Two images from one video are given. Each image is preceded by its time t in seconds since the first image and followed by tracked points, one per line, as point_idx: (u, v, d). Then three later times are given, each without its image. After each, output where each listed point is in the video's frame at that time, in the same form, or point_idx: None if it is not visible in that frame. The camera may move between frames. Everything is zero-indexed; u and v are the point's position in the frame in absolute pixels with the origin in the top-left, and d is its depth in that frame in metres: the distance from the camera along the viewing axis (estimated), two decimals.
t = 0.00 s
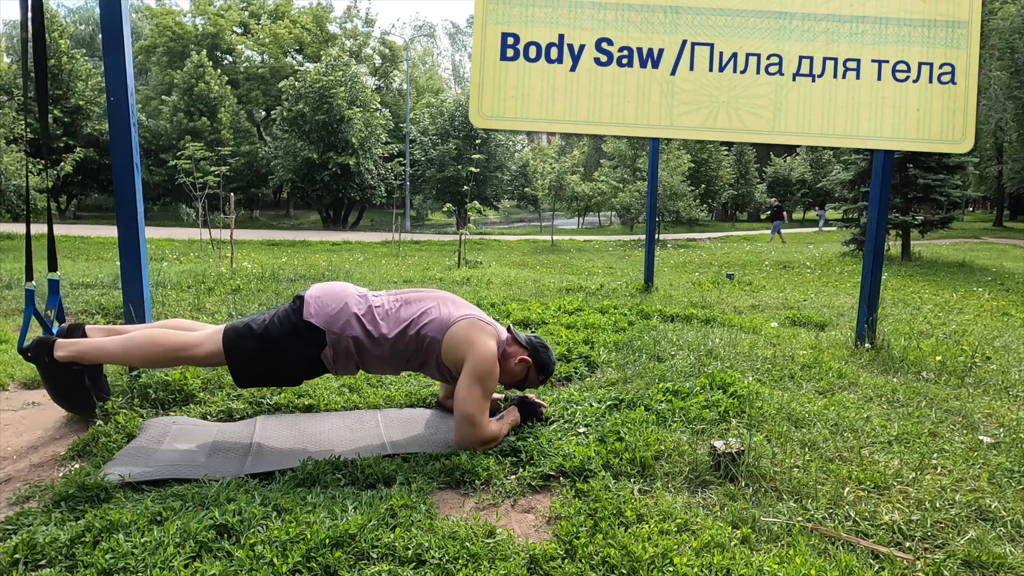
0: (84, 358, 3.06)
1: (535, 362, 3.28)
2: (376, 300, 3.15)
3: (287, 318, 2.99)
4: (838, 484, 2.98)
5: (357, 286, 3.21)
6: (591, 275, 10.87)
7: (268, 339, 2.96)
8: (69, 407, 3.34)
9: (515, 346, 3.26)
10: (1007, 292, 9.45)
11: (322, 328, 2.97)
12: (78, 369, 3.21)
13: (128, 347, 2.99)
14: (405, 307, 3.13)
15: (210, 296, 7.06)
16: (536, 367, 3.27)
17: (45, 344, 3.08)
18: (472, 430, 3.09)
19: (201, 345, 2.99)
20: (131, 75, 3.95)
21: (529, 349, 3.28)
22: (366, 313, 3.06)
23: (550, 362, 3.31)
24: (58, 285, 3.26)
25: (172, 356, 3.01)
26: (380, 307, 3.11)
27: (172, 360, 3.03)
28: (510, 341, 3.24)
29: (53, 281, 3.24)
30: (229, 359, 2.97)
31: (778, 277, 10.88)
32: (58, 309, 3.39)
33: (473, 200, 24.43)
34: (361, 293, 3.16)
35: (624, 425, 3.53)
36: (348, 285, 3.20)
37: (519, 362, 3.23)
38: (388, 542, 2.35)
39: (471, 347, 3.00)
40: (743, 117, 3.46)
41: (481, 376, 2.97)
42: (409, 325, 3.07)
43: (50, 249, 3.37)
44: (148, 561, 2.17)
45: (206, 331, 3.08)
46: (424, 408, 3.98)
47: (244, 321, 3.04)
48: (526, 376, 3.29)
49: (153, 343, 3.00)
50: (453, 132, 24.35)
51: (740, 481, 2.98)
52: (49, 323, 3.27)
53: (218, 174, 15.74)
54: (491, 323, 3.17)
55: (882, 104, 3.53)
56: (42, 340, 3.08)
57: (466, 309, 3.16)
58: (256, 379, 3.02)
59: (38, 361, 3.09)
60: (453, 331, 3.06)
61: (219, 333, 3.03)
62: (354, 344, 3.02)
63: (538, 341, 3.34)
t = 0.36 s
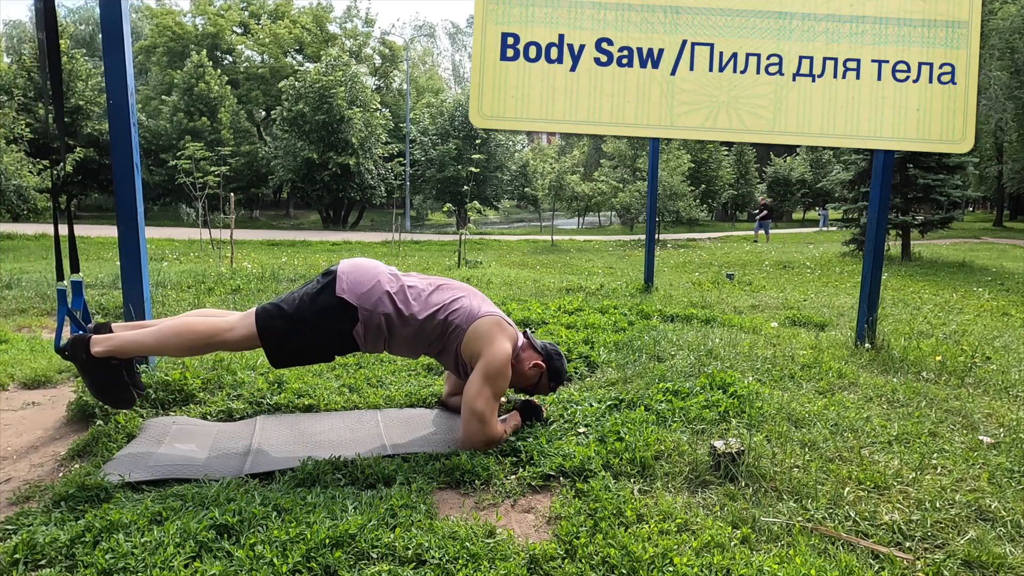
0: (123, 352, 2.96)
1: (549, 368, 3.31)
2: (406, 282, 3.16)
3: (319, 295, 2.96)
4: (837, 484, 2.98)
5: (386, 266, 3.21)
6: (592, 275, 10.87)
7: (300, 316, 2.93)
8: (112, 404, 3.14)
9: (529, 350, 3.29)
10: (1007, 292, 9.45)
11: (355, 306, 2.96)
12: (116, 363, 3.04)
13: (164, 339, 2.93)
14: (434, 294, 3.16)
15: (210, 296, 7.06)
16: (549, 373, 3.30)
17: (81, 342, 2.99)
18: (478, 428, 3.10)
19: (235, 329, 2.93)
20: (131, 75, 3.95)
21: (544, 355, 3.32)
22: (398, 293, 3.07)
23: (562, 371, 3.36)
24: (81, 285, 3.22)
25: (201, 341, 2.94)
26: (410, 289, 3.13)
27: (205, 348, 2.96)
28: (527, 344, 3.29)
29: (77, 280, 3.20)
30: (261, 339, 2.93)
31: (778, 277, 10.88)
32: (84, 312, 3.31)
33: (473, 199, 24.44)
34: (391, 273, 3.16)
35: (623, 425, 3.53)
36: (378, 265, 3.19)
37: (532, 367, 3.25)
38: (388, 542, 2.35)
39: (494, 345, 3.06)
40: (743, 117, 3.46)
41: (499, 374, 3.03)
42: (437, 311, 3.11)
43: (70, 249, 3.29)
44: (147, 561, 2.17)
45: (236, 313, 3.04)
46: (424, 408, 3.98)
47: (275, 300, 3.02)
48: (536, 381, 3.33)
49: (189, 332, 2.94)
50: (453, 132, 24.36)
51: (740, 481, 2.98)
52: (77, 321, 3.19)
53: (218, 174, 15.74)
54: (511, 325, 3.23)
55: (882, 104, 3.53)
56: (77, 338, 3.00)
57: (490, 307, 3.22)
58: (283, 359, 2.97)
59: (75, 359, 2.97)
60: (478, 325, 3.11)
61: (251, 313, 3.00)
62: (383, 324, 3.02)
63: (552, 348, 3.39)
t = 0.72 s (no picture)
0: (120, 356, 2.96)
1: (551, 368, 3.31)
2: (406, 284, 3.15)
3: (319, 300, 2.96)
4: (837, 484, 2.98)
5: (385, 269, 3.21)
6: (592, 275, 10.86)
7: (301, 322, 2.93)
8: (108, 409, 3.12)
9: (530, 351, 3.29)
10: (1007, 292, 9.45)
11: (355, 311, 2.96)
12: (113, 367, 3.03)
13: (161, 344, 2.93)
14: (434, 296, 3.15)
15: (210, 296, 7.06)
16: (550, 373, 3.30)
17: (78, 344, 2.98)
18: (481, 428, 3.11)
19: (234, 335, 2.93)
20: (131, 75, 3.95)
21: (545, 355, 3.31)
22: (398, 295, 3.07)
23: (564, 370, 3.36)
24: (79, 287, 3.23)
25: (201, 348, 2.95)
26: (411, 291, 3.12)
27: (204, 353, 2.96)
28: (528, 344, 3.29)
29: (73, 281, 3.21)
30: (261, 345, 2.93)
31: (778, 277, 10.88)
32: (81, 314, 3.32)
33: (473, 199, 24.44)
34: (391, 276, 3.15)
35: (624, 425, 3.53)
36: (377, 268, 3.18)
37: (533, 367, 3.26)
38: (388, 542, 2.35)
39: (496, 345, 3.05)
40: (743, 117, 3.46)
41: (501, 374, 3.03)
42: (439, 313, 3.10)
43: (69, 247, 3.27)
44: (147, 561, 2.17)
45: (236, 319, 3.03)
46: (424, 408, 3.98)
47: (275, 305, 3.01)
48: (538, 381, 3.33)
49: (187, 338, 2.94)
50: (453, 132, 24.35)
51: (740, 481, 2.98)
52: (75, 324, 3.22)
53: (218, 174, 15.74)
54: (513, 325, 3.22)
55: (882, 103, 3.53)
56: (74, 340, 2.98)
57: (491, 307, 3.21)
58: (288, 366, 2.98)
59: (71, 361, 2.96)
60: (480, 326, 3.10)
61: (251, 319, 2.99)
62: (384, 328, 3.02)
63: (553, 347, 3.39)
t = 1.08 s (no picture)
0: (89, 359, 2.97)
1: (532, 366, 3.28)
2: (380, 289, 3.12)
3: (293, 310, 2.95)
4: (837, 484, 2.98)
5: (360, 274, 3.18)
6: (592, 275, 10.86)
7: (276, 331, 2.92)
8: (76, 412, 3.15)
9: (512, 349, 3.28)
10: (1007, 292, 9.45)
11: (329, 318, 2.93)
12: (82, 370, 3.04)
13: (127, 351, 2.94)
14: (410, 299, 3.11)
15: (210, 295, 7.06)
16: (532, 370, 3.28)
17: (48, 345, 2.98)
18: (471, 430, 3.11)
19: (207, 343, 2.94)
20: (131, 75, 3.95)
21: (526, 353, 3.29)
22: (372, 300, 3.04)
23: (546, 367, 3.33)
24: (53, 289, 3.22)
25: (174, 355, 2.95)
26: (385, 295, 3.08)
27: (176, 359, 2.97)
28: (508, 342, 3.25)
29: (49, 283, 3.20)
30: (235, 354, 2.93)
31: (778, 277, 10.89)
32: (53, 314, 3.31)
33: (473, 199, 24.45)
34: (365, 281, 3.13)
35: (624, 425, 3.53)
36: (351, 274, 3.16)
37: (515, 365, 3.24)
38: (388, 542, 2.35)
39: (475, 345, 3.01)
40: (743, 117, 3.47)
41: (484, 374, 2.99)
42: (416, 316, 3.06)
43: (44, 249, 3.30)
44: (148, 561, 2.17)
45: (209, 328, 3.03)
46: (424, 408, 3.98)
47: (247, 315, 3.01)
48: (521, 379, 3.31)
49: (157, 344, 2.95)
50: (453, 132, 24.34)
51: (740, 481, 2.98)
52: (46, 326, 3.19)
53: (218, 174, 15.75)
54: (493, 323, 3.18)
55: (882, 103, 3.53)
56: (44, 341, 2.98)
57: (470, 306, 3.16)
58: (264, 373, 2.98)
59: (40, 363, 2.96)
60: (457, 327, 3.06)
61: (224, 328, 2.98)
62: (361, 334, 3.00)
63: (535, 344, 3.35)
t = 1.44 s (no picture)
0: (61, 360, 2.95)
1: (512, 367, 3.26)
2: (355, 295, 3.11)
3: (266, 318, 2.95)
4: (838, 484, 2.98)
5: (335, 282, 3.18)
6: (592, 275, 10.86)
7: (249, 338, 2.93)
8: (45, 413, 3.09)
9: (493, 349, 3.26)
10: (1006, 292, 9.45)
11: (302, 326, 2.94)
12: (53, 371, 3.00)
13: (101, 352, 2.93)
14: (386, 304, 3.09)
15: (210, 295, 7.06)
16: (512, 371, 3.26)
17: (19, 345, 2.94)
18: (463, 433, 3.08)
19: (179, 347, 2.94)
20: (131, 75, 3.95)
21: (507, 354, 3.27)
22: (346, 308, 3.03)
23: (527, 368, 3.30)
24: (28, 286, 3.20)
25: (146, 359, 2.95)
26: (359, 302, 3.07)
27: (149, 363, 2.96)
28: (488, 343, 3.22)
29: (24, 281, 3.19)
30: (207, 360, 2.93)
31: (778, 277, 10.89)
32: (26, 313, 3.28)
33: (473, 199, 24.46)
34: (339, 289, 3.12)
35: (623, 425, 3.53)
36: (326, 282, 3.16)
37: (496, 365, 3.22)
38: (388, 542, 2.35)
39: (453, 347, 2.98)
40: (743, 117, 3.47)
41: (463, 376, 2.95)
42: (390, 321, 3.04)
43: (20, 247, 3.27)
44: (148, 561, 2.18)
45: (184, 333, 3.03)
46: (423, 408, 3.98)
47: (221, 321, 3.02)
48: (502, 380, 3.28)
49: (129, 346, 2.93)
50: (453, 132, 24.33)
51: (740, 481, 2.98)
52: (19, 324, 3.13)
53: (217, 174, 15.75)
54: (472, 324, 3.14)
55: (882, 103, 3.53)
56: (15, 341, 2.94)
57: (447, 307, 3.13)
58: (239, 380, 2.98)
59: (10, 363, 2.93)
60: (433, 331, 3.03)
61: (197, 333, 2.99)
62: (335, 340, 2.99)
63: (516, 346, 3.32)
